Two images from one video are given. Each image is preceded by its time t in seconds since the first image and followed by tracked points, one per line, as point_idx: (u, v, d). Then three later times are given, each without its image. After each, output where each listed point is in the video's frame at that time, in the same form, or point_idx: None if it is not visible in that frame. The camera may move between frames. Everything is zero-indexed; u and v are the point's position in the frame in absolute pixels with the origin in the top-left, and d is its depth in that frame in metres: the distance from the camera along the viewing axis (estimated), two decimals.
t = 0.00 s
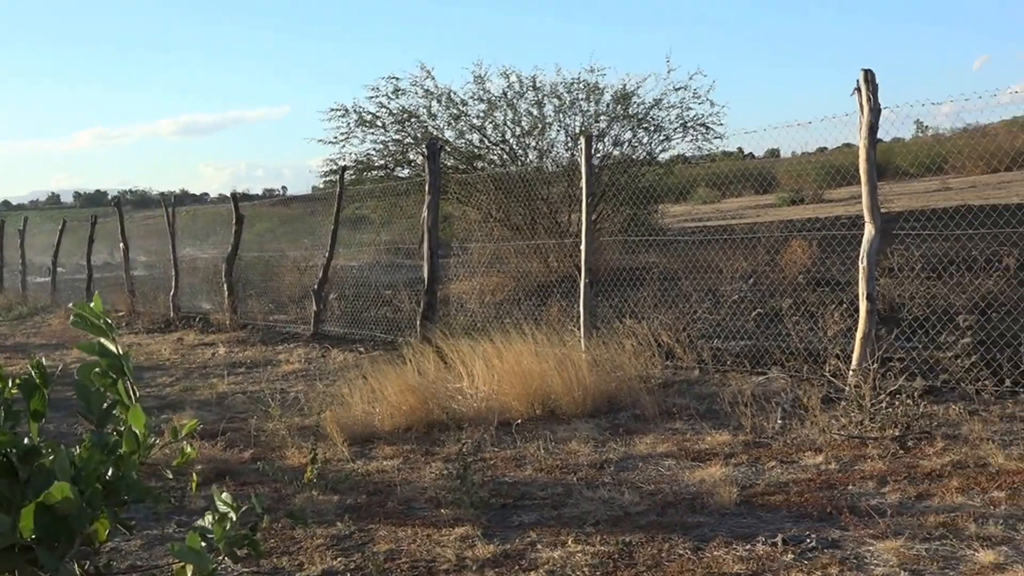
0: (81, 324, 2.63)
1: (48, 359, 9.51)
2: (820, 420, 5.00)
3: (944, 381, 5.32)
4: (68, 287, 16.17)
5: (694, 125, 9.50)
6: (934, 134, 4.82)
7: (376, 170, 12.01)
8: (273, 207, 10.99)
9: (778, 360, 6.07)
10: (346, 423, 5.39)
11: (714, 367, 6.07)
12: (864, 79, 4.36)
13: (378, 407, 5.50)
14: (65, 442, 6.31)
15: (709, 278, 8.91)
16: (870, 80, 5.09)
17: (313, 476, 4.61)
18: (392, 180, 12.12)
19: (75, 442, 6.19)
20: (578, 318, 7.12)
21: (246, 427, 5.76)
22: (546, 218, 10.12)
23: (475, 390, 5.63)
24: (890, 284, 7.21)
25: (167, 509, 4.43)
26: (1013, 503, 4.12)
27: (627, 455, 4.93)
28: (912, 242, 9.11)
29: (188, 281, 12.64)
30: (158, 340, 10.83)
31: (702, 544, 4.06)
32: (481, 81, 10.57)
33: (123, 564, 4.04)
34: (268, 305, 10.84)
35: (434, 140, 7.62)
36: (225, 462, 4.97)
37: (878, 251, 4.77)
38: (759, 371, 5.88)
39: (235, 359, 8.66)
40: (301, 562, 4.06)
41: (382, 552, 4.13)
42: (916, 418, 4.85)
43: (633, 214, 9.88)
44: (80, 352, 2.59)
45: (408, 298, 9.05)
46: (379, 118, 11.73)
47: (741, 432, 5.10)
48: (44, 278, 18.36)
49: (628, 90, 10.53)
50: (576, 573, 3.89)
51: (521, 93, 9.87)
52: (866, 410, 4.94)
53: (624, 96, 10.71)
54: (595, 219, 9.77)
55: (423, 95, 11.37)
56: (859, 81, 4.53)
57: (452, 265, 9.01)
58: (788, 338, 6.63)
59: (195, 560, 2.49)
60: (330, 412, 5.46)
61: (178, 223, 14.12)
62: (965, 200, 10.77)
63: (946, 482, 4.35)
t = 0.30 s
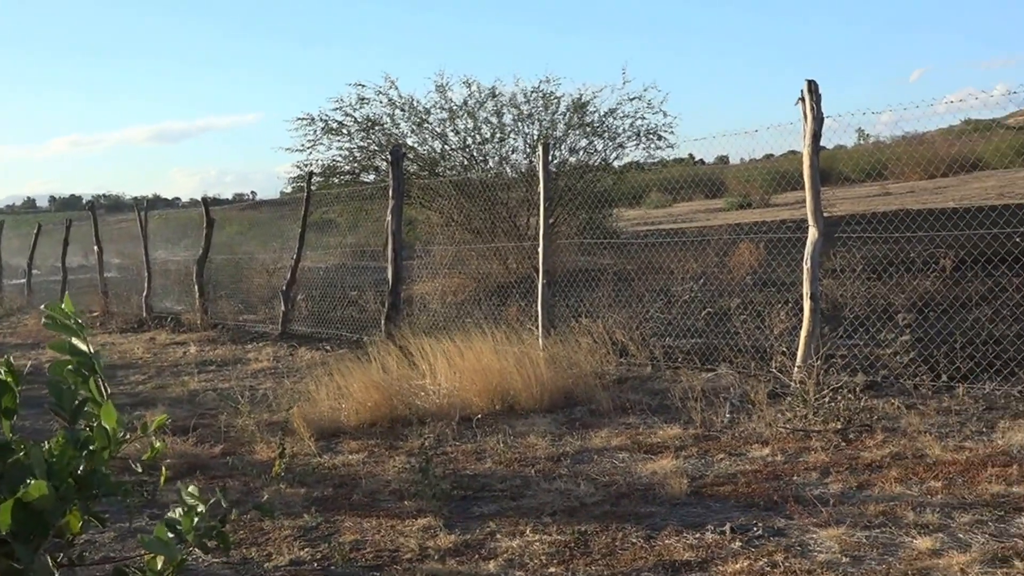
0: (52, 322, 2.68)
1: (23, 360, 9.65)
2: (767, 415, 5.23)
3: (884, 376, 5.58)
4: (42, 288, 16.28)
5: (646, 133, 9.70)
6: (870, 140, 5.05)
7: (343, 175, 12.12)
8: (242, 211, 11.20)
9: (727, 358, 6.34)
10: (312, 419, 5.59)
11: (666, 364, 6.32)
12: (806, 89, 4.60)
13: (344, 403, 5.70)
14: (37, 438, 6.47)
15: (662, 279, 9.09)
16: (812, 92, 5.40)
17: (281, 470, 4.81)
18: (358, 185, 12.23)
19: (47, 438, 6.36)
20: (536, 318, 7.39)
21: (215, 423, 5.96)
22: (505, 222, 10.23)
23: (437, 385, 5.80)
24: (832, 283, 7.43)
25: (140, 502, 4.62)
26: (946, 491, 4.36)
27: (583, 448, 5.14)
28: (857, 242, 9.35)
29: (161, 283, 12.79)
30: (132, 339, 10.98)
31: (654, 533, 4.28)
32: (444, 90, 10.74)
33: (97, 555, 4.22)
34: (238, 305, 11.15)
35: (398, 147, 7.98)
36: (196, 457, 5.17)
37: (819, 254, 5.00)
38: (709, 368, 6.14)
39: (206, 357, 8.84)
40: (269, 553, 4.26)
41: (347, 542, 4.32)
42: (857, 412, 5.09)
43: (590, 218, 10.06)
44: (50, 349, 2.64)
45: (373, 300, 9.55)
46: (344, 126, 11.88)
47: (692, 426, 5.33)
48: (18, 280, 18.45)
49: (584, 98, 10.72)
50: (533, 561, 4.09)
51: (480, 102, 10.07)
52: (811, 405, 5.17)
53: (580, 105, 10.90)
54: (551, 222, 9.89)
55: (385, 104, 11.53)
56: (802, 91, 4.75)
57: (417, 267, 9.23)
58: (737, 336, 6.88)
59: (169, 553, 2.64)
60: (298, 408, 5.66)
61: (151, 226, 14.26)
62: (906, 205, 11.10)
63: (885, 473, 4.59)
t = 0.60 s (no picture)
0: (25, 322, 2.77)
1: None
2: (716, 409, 5.46)
3: (828, 371, 5.85)
4: (18, 290, 16.35)
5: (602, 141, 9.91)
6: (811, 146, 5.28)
7: (310, 180, 12.25)
8: (215, 214, 11.39)
9: (679, 354, 6.61)
10: (280, 415, 5.79)
11: (620, 361, 6.60)
12: (749, 100, 4.85)
13: (310, 399, 5.90)
14: (12, 435, 6.63)
15: (614, 280, 9.36)
16: (761, 98, 5.68)
17: (250, 464, 5.02)
18: (325, 190, 12.39)
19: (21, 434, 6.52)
20: (496, 317, 7.71)
21: (186, 419, 6.15)
22: (466, 225, 10.37)
23: (401, 382, 6.04)
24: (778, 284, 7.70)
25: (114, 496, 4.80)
26: (885, 480, 4.60)
27: (540, 442, 5.36)
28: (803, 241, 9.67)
29: (135, 284, 12.92)
30: (105, 338, 11.11)
31: (609, 522, 4.49)
32: (406, 98, 10.92)
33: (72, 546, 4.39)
34: (209, 305, 11.33)
35: (364, 153, 8.29)
36: (168, 452, 5.36)
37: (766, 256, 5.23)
38: (661, 365, 6.41)
39: (178, 355, 9.01)
40: (238, 543, 4.45)
41: (314, 533, 4.52)
42: (802, 406, 5.34)
43: (548, 221, 10.28)
44: (24, 348, 2.72)
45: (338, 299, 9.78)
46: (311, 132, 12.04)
47: (644, 420, 5.56)
48: None
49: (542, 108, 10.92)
50: (492, 550, 4.30)
51: (442, 110, 10.27)
52: (757, 399, 5.41)
53: (540, 113, 11.11)
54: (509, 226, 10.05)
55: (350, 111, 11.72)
56: (746, 102, 4.99)
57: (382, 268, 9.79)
58: (687, 333, 7.13)
59: (136, 543, 2.68)
60: (267, 404, 5.86)
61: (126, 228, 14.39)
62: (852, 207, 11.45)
63: (828, 463, 4.82)
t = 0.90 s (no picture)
0: None
1: None
2: (668, 404, 5.72)
3: (774, 367, 6.15)
4: None
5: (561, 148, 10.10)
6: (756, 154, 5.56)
7: (278, 185, 12.31)
8: (188, 217, 11.56)
9: (633, 352, 6.86)
10: (250, 412, 6.00)
11: (577, 358, 6.92)
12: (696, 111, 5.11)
13: (279, 397, 6.11)
14: None
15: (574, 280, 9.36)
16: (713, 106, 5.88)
17: (221, 458, 5.24)
18: (291, 195, 12.50)
19: None
20: (458, 316, 8.06)
21: (158, 416, 6.33)
22: (430, 229, 10.75)
23: (366, 379, 6.28)
24: (726, 283, 7.90)
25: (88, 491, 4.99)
26: (827, 470, 4.85)
27: (501, 436, 5.59)
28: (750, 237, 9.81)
29: (108, 285, 13.03)
30: (78, 338, 11.23)
31: (566, 512, 4.71)
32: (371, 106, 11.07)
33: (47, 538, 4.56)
34: (181, 305, 11.51)
35: (331, 159, 8.51)
36: (140, 448, 5.55)
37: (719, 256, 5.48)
38: (617, 361, 6.72)
39: (150, 354, 9.16)
40: (209, 535, 4.64)
41: (282, 524, 4.72)
42: (750, 401, 5.60)
43: (508, 225, 10.65)
44: None
45: (306, 298, 9.95)
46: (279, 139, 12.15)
47: (600, 415, 5.80)
48: None
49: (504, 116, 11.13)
50: (454, 539, 4.50)
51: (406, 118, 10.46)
52: (708, 395, 5.66)
53: (502, 121, 11.31)
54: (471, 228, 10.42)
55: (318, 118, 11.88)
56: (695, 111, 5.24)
57: (347, 270, 9.91)
58: (641, 332, 7.39)
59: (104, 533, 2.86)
60: (236, 402, 6.07)
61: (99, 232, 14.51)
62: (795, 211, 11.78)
63: (773, 454, 5.08)
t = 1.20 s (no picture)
0: None
1: None
2: (623, 399, 5.97)
3: (724, 363, 6.44)
4: None
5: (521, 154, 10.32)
6: (707, 161, 5.82)
7: (249, 189, 12.41)
8: (160, 220, 11.68)
9: (590, 349, 7.14)
10: (220, 408, 6.19)
11: (537, 355, 7.15)
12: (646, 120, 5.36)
13: (248, 394, 6.30)
14: None
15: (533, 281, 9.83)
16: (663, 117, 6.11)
17: (191, 454, 5.42)
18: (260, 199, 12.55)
19: None
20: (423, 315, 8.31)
21: (130, 413, 6.49)
22: (396, 233, 10.99)
23: (333, 377, 6.48)
24: (678, 283, 8.17)
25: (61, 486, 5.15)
26: (773, 461, 5.10)
27: (463, 431, 5.81)
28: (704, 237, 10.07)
29: (80, 286, 13.11)
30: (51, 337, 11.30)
31: (526, 503, 4.93)
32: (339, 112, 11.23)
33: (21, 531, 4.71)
34: (154, 305, 11.63)
35: (299, 164, 8.69)
36: (112, 444, 5.72)
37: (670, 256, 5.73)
38: (574, 358, 6.98)
39: (122, 352, 9.28)
40: (179, 527, 4.82)
41: (251, 516, 4.91)
42: (701, 396, 5.88)
43: (471, 228, 10.95)
44: None
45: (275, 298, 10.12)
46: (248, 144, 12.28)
47: (558, 409, 6.04)
48: None
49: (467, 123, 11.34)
50: (418, 529, 4.70)
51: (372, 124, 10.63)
52: (661, 389, 5.93)
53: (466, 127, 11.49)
54: (436, 231, 10.72)
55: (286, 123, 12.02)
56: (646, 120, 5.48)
57: (315, 271, 9.97)
58: (598, 330, 7.64)
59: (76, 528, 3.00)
60: (207, 399, 6.26)
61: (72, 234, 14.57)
62: (746, 215, 12.15)
63: (723, 446, 5.34)
